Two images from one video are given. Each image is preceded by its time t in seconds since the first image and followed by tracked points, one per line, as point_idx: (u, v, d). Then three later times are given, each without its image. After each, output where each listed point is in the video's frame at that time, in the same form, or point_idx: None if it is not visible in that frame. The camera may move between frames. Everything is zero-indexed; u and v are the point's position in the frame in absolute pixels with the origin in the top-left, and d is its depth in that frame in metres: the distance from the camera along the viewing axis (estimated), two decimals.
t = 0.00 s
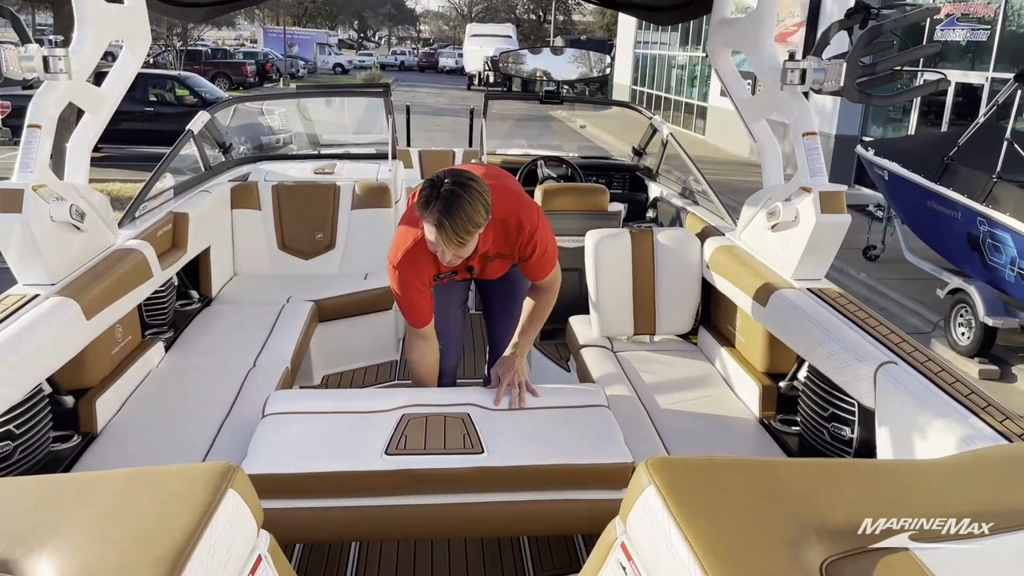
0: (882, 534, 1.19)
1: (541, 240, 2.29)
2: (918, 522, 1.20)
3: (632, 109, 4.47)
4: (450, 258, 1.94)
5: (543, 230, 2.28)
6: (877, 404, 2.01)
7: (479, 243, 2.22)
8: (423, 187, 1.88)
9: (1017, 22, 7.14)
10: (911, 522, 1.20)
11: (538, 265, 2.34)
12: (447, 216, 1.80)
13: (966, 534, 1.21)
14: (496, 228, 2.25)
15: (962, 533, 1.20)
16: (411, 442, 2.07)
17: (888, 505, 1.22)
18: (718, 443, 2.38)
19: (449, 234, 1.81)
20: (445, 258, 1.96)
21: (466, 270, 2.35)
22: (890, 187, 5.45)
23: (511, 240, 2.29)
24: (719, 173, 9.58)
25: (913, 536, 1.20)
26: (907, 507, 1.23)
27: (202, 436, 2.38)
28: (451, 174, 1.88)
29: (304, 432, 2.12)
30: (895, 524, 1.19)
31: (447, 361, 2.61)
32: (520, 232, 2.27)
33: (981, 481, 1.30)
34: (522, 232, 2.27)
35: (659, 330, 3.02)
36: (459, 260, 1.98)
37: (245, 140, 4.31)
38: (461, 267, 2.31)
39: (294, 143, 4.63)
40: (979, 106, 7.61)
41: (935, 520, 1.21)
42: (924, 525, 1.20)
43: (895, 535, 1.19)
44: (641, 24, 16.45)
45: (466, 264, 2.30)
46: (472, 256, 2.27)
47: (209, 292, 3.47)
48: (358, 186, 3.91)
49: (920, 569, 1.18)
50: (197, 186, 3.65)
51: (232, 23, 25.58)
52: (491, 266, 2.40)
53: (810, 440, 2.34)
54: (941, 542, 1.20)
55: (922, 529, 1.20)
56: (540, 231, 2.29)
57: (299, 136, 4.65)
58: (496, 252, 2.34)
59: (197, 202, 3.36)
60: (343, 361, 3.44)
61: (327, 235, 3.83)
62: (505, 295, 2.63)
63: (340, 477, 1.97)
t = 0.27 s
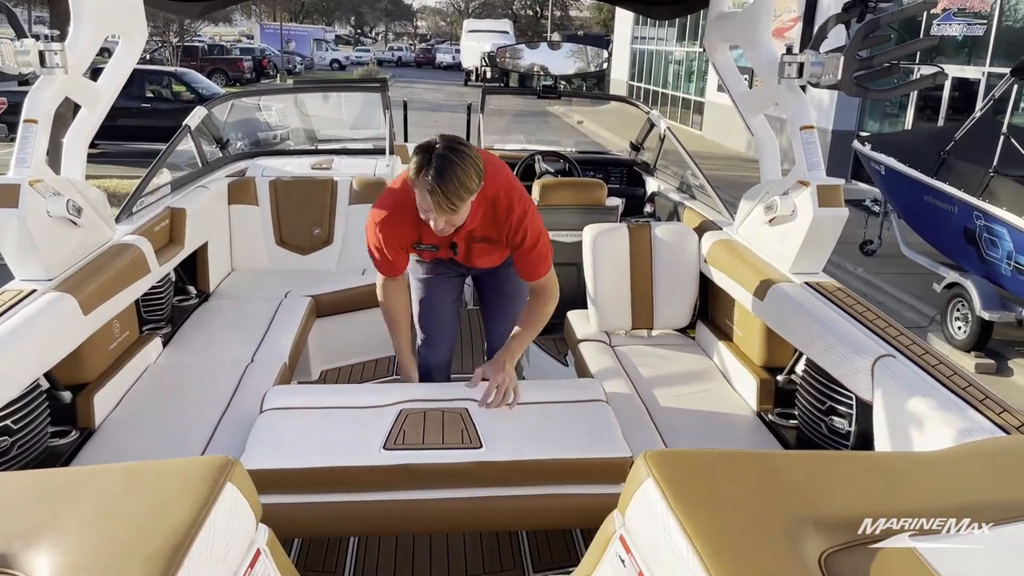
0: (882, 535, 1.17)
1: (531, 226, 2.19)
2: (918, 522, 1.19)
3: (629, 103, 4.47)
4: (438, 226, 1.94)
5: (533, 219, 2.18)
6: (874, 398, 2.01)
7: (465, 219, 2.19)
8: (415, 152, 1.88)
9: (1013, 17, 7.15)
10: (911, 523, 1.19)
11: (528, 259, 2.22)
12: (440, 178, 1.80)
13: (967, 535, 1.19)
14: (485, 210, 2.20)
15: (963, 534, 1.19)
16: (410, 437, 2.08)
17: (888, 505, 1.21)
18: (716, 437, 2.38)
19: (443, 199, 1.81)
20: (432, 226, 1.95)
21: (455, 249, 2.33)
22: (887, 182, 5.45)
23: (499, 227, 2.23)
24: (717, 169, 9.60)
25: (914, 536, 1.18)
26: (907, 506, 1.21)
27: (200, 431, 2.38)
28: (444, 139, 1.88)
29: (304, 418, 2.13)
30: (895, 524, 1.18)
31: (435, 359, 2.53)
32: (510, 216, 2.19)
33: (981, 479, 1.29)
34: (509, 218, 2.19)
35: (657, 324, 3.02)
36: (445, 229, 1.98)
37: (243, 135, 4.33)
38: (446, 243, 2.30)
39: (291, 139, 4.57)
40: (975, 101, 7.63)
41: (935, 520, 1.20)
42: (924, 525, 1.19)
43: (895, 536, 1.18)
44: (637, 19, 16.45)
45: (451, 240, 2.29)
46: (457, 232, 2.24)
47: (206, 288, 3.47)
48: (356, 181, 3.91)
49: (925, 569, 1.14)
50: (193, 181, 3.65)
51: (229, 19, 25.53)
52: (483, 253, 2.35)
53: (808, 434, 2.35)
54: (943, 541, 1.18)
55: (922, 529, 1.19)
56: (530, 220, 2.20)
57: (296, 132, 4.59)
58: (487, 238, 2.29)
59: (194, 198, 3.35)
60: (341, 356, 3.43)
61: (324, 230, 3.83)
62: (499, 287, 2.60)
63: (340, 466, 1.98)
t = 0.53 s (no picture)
0: (882, 534, 1.17)
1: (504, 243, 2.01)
2: (918, 522, 1.19)
3: (626, 99, 4.46)
4: (436, 181, 1.85)
5: (502, 238, 1.96)
6: (871, 393, 2.01)
7: (450, 200, 2.08)
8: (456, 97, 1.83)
9: (1010, 13, 7.16)
10: (911, 522, 1.19)
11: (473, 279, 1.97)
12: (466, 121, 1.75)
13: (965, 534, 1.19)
14: (471, 201, 2.07)
15: (962, 534, 1.18)
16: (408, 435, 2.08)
17: (888, 505, 1.21)
18: (713, 434, 2.39)
19: (457, 136, 1.75)
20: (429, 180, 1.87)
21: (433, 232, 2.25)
22: (884, 178, 5.46)
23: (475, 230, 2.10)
24: (714, 165, 9.60)
25: (914, 536, 1.18)
26: (907, 507, 1.21)
27: (197, 429, 2.37)
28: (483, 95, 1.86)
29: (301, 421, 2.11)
30: (895, 524, 1.18)
31: (421, 361, 2.51)
32: (485, 221, 2.02)
33: (980, 477, 1.29)
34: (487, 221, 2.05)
35: (654, 320, 3.03)
36: (440, 189, 1.89)
37: (239, 132, 4.32)
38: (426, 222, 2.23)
39: (287, 135, 4.56)
40: (971, 96, 7.64)
41: (935, 520, 1.20)
42: (924, 525, 1.19)
43: (895, 535, 1.18)
44: (634, 15, 16.43)
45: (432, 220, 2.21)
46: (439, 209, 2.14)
47: (203, 285, 3.46)
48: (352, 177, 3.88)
49: (925, 568, 1.14)
50: (190, 179, 3.64)
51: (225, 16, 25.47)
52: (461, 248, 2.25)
53: (805, 430, 2.35)
54: (943, 541, 1.18)
55: (922, 529, 1.19)
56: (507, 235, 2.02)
57: (292, 128, 4.58)
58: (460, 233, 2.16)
59: (190, 195, 3.34)
60: (337, 354, 3.43)
61: (321, 227, 3.82)
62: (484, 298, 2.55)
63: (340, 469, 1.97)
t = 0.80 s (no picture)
0: (882, 535, 1.17)
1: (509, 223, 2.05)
2: (918, 522, 1.19)
3: (624, 97, 4.46)
4: (453, 152, 1.92)
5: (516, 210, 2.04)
6: (869, 390, 2.01)
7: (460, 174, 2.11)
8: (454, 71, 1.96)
9: (1007, 10, 7.16)
10: (911, 522, 1.18)
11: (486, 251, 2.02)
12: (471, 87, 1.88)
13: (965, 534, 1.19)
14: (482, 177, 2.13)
15: (963, 534, 1.18)
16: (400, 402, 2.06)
17: (888, 504, 1.21)
18: (711, 432, 2.39)
19: (470, 96, 1.87)
20: (444, 155, 1.94)
21: (433, 216, 2.25)
22: (882, 174, 5.46)
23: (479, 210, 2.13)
24: (712, 162, 9.60)
25: (915, 536, 1.18)
26: (907, 506, 1.21)
27: (194, 427, 2.37)
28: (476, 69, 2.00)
29: (302, 384, 2.07)
30: (895, 524, 1.18)
31: (417, 359, 2.44)
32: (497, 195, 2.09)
33: (980, 477, 1.28)
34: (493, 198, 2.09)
35: (652, 317, 3.03)
36: (455, 163, 1.96)
37: (236, 130, 4.31)
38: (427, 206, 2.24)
39: (285, 133, 4.54)
40: (969, 93, 7.64)
41: (935, 519, 1.19)
42: (924, 524, 1.19)
43: (895, 535, 1.17)
44: (632, 12, 16.41)
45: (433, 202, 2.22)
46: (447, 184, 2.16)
47: (200, 283, 3.45)
48: (350, 175, 3.87)
49: (926, 569, 1.14)
50: (187, 177, 3.63)
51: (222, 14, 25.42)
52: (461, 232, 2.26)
53: (803, 427, 2.35)
54: (943, 541, 1.17)
55: (922, 529, 1.18)
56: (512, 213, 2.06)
57: (290, 126, 4.56)
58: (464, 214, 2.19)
59: (187, 193, 3.33)
60: (335, 351, 3.43)
61: (319, 224, 3.82)
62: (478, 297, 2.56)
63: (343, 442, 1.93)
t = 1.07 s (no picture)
0: (882, 534, 1.18)
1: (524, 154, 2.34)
2: (918, 522, 1.19)
3: (623, 96, 4.46)
4: (456, 92, 2.18)
5: (528, 146, 2.34)
6: (869, 390, 2.02)
7: (468, 124, 2.30)
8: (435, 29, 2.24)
9: (1007, 8, 7.16)
10: (911, 522, 1.19)
11: (515, 186, 2.31)
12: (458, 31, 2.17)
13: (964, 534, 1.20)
14: (487, 126, 2.35)
15: (963, 533, 1.19)
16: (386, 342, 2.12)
17: (888, 504, 1.22)
18: (710, 431, 2.40)
19: (460, 39, 2.16)
20: (449, 99, 2.19)
21: (444, 179, 2.37)
22: (881, 172, 5.46)
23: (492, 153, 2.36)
24: (711, 160, 9.60)
25: (915, 536, 1.18)
26: (906, 506, 1.22)
27: (196, 427, 2.38)
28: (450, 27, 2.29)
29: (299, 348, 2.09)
30: (894, 524, 1.19)
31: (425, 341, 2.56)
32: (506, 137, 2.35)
33: (979, 478, 1.29)
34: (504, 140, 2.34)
35: (652, 316, 3.05)
36: (457, 105, 2.22)
37: (237, 129, 4.32)
38: (437, 169, 2.35)
39: (284, 131, 4.54)
40: (968, 91, 7.64)
41: (934, 519, 1.20)
42: (924, 524, 1.19)
43: (894, 535, 1.18)
44: (631, 10, 16.40)
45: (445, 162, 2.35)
46: (458, 139, 2.32)
47: (201, 283, 3.46)
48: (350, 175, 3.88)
49: (926, 569, 1.15)
50: (188, 176, 3.64)
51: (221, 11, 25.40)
52: (472, 188, 2.41)
53: (803, 427, 2.36)
54: (943, 541, 1.18)
55: (922, 528, 1.19)
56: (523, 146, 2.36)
57: (290, 124, 4.56)
58: (479, 164, 2.36)
59: (188, 192, 3.34)
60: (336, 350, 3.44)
61: (319, 224, 3.83)
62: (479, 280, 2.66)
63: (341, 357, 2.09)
